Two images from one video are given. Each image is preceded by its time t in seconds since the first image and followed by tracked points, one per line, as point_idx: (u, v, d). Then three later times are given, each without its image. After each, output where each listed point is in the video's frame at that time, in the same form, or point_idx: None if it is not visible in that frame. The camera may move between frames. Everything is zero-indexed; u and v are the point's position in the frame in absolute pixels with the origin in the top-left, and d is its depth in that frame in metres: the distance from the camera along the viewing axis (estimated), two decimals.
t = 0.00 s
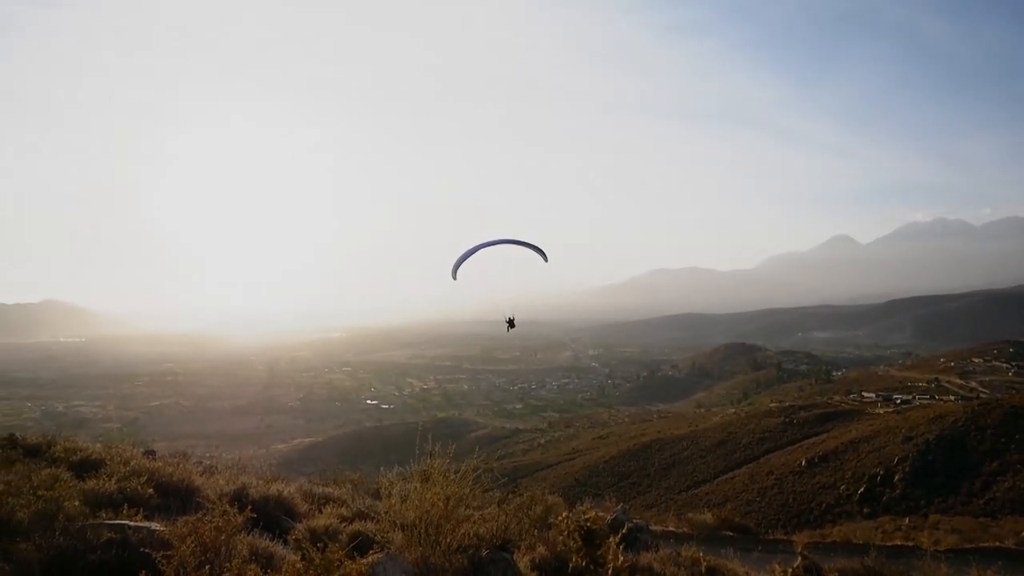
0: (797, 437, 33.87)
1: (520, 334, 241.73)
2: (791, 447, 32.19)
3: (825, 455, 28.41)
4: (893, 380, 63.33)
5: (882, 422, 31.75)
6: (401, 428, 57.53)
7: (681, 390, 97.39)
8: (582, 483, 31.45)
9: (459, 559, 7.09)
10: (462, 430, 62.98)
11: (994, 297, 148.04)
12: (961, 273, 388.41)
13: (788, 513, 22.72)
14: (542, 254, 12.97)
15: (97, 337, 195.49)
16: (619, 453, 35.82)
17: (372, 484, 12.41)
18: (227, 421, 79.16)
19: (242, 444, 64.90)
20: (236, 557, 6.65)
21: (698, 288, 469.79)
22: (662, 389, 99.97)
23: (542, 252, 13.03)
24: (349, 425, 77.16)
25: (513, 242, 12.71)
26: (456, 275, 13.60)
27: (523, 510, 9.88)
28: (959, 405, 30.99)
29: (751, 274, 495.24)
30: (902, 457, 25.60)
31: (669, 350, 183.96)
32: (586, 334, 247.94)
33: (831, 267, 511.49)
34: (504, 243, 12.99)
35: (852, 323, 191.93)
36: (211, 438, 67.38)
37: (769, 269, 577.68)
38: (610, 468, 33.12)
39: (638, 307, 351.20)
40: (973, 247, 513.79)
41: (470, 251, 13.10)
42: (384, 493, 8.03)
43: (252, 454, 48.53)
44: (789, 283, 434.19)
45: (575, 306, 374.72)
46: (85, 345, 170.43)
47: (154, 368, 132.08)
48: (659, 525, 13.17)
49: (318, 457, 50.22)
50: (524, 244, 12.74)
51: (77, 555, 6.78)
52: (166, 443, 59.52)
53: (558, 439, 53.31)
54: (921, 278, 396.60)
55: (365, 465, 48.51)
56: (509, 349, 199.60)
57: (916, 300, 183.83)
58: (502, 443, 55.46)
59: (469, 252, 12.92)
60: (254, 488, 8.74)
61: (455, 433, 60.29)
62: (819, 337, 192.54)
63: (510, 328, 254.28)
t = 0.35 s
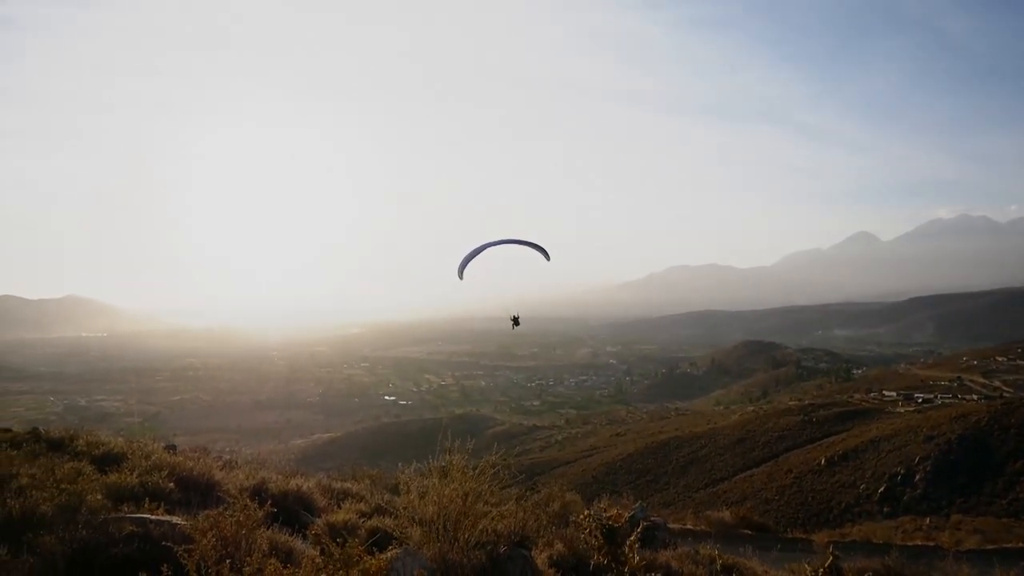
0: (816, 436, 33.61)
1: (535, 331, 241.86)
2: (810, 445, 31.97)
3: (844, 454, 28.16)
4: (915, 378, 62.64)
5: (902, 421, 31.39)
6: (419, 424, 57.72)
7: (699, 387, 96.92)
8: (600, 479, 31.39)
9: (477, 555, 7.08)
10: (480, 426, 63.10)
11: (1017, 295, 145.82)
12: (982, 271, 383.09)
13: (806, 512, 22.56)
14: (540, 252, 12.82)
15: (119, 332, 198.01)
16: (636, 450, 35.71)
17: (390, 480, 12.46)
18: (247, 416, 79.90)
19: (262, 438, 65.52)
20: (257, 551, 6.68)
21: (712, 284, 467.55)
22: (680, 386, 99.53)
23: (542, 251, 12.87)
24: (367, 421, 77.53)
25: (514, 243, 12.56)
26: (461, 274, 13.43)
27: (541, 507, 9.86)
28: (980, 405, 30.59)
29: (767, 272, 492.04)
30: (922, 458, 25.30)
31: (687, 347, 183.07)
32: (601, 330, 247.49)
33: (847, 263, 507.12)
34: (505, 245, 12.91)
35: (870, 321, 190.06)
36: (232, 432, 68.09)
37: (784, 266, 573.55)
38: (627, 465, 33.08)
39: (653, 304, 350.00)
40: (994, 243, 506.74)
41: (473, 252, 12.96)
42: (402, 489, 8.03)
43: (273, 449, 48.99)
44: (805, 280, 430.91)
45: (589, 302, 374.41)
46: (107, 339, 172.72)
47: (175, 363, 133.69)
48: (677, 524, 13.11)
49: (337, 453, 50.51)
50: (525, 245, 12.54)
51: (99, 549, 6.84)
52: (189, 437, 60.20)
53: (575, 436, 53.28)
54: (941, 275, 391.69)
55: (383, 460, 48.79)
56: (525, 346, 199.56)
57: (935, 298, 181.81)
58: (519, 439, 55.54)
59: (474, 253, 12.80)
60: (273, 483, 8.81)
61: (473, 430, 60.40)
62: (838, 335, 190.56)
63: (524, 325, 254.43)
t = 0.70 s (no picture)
0: (828, 434, 33.44)
1: (544, 328, 241.81)
2: (821, 444, 31.84)
3: (857, 451, 28.01)
4: (927, 376, 62.38)
5: (913, 420, 31.20)
6: (430, 420, 57.90)
7: (710, 385, 96.68)
8: (610, 477, 31.37)
9: (490, 552, 7.07)
10: (491, 422, 63.15)
11: None
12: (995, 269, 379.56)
13: (817, 510, 22.48)
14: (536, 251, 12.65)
15: (132, 329, 199.16)
16: (647, 447, 35.64)
17: (401, 476, 12.50)
18: (259, 412, 80.29)
19: (273, 435, 65.78)
20: (270, 547, 6.69)
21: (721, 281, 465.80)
22: (691, 384, 99.33)
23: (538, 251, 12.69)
24: (378, 418, 77.71)
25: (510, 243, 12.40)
26: (461, 273, 13.27)
27: (551, 504, 9.88)
28: (993, 404, 30.36)
29: (776, 269, 489.86)
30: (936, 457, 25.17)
31: (697, 345, 182.42)
32: (610, 328, 247.20)
33: (856, 261, 504.16)
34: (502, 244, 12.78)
35: (881, 319, 188.83)
36: (244, 428, 68.45)
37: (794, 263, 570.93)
38: (638, 463, 33.07)
39: (663, 302, 348.83)
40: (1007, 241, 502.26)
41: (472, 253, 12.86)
42: (414, 485, 8.05)
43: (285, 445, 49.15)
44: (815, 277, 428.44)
45: (598, 299, 373.88)
46: (119, 336, 173.80)
47: (187, 359, 134.44)
48: (688, 521, 13.13)
49: (348, 449, 50.70)
50: (522, 245, 12.37)
51: (112, 544, 6.87)
52: (201, 433, 60.52)
53: (586, 433, 53.31)
54: (953, 273, 388.56)
55: (394, 456, 48.94)
56: (534, 343, 199.44)
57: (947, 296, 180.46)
58: (529, 436, 55.60)
59: (473, 253, 12.66)
60: (285, 480, 8.83)
61: (483, 427, 60.43)
62: (849, 334, 189.70)
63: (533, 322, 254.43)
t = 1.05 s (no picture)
0: (839, 431, 33.25)
1: (552, 326, 241.68)
2: (831, 441, 31.70)
3: (868, 448, 27.83)
4: (939, 373, 61.90)
5: (924, 418, 30.97)
6: (439, 417, 57.95)
7: (719, 381, 96.31)
8: (619, 474, 31.33)
9: (499, 548, 7.08)
10: (499, 419, 63.20)
11: None
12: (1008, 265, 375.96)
13: (828, 507, 22.38)
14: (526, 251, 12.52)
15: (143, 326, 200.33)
16: (657, 444, 35.55)
17: (410, 473, 12.51)
18: (268, 408, 80.58)
19: (283, 431, 66.07)
20: (280, 542, 6.73)
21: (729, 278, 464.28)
22: (700, 381, 98.99)
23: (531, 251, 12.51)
24: (387, 414, 77.84)
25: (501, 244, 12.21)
26: (455, 273, 13.12)
27: (560, 500, 9.88)
28: (1006, 402, 30.06)
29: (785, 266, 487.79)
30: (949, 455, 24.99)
31: (707, 342, 181.86)
32: (618, 325, 246.76)
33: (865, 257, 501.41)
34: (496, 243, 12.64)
35: (891, 316, 187.72)
36: (253, 425, 68.70)
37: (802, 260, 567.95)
38: (647, 459, 33.03)
39: (671, 299, 348.01)
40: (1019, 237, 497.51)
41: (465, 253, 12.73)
42: (423, 481, 8.06)
43: (294, 442, 49.33)
44: (824, 273, 426.21)
45: (606, 297, 373.69)
46: (129, 332, 175.00)
47: (197, 356, 135.19)
48: (697, 518, 13.11)
49: (357, 445, 50.82)
50: (514, 245, 12.20)
51: (124, 539, 6.93)
52: (212, 429, 60.88)
53: (595, 430, 53.26)
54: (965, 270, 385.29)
55: (403, 453, 49.07)
56: (543, 340, 199.46)
57: (959, 293, 179.03)
58: (538, 433, 55.63)
59: (466, 252, 12.48)
60: (295, 475, 8.87)
61: (492, 423, 60.50)
62: (859, 330, 188.60)
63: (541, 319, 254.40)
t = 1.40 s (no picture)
0: (853, 435, 32.98)
1: (563, 327, 241.43)
2: (845, 444, 31.44)
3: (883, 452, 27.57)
4: (954, 376, 61.23)
5: (939, 421, 30.66)
6: (451, 419, 58.00)
7: (732, 384, 95.76)
8: (631, 476, 31.22)
9: (510, 550, 7.07)
10: (510, 421, 63.22)
11: None
12: None
13: (841, 511, 22.24)
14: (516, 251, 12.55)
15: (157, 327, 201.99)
16: (669, 446, 35.38)
17: (421, 475, 12.51)
18: (280, 410, 80.96)
19: (294, 432, 66.29)
20: (293, 543, 6.74)
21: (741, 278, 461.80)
22: (713, 383, 98.47)
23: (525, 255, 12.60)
24: (398, 416, 78.02)
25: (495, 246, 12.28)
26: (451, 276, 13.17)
27: (571, 504, 9.84)
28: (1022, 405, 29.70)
29: (796, 267, 484.62)
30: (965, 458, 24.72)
31: (719, 344, 180.81)
32: (629, 326, 245.98)
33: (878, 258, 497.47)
34: (493, 247, 12.69)
35: (904, 317, 186.02)
36: (266, 426, 69.06)
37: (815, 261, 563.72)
38: (659, 462, 32.89)
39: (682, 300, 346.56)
40: None
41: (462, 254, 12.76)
42: (434, 484, 8.06)
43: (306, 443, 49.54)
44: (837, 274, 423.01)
45: (617, 298, 372.80)
46: (143, 333, 176.54)
47: (210, 357, 135.93)
48: (709, 521, 13.06)
49: (368, 447, 51.00)
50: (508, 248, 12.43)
51: (138, 538, 6.97)
52: (223, 431, 61.12)
53: (606, 432, 53.14)
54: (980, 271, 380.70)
55: (413, 455, 49.15)
56: (553, 341, 199.19)
57: (974, 294, 177.00)
58: (549, 435, 55.60)
59: (462, 255, 12.49)
60: (306, 477, 8.91)
61: (503, 425, 60.41)
62: (873, 332, 186.82)
63: (552, 321, 254.23)
